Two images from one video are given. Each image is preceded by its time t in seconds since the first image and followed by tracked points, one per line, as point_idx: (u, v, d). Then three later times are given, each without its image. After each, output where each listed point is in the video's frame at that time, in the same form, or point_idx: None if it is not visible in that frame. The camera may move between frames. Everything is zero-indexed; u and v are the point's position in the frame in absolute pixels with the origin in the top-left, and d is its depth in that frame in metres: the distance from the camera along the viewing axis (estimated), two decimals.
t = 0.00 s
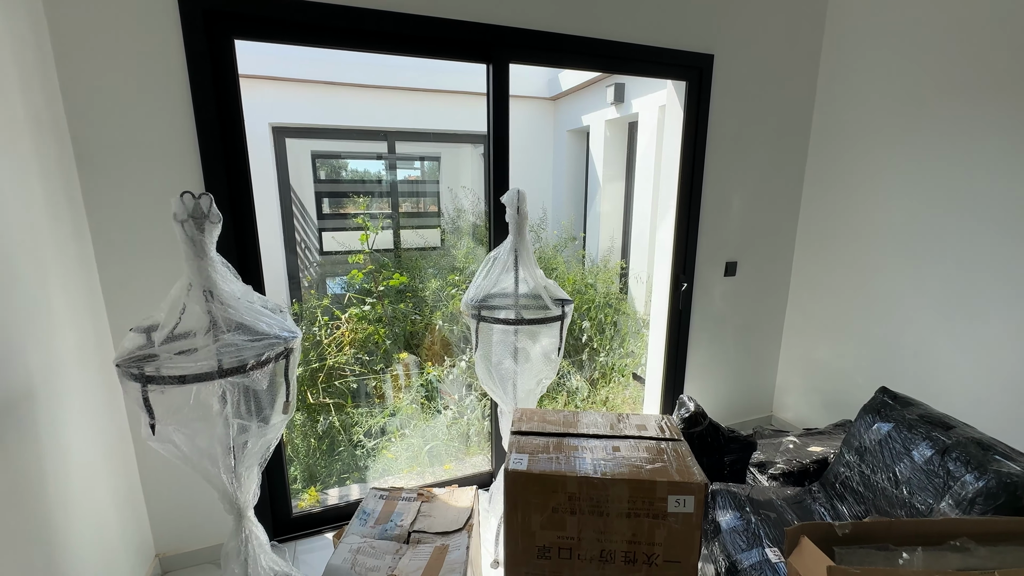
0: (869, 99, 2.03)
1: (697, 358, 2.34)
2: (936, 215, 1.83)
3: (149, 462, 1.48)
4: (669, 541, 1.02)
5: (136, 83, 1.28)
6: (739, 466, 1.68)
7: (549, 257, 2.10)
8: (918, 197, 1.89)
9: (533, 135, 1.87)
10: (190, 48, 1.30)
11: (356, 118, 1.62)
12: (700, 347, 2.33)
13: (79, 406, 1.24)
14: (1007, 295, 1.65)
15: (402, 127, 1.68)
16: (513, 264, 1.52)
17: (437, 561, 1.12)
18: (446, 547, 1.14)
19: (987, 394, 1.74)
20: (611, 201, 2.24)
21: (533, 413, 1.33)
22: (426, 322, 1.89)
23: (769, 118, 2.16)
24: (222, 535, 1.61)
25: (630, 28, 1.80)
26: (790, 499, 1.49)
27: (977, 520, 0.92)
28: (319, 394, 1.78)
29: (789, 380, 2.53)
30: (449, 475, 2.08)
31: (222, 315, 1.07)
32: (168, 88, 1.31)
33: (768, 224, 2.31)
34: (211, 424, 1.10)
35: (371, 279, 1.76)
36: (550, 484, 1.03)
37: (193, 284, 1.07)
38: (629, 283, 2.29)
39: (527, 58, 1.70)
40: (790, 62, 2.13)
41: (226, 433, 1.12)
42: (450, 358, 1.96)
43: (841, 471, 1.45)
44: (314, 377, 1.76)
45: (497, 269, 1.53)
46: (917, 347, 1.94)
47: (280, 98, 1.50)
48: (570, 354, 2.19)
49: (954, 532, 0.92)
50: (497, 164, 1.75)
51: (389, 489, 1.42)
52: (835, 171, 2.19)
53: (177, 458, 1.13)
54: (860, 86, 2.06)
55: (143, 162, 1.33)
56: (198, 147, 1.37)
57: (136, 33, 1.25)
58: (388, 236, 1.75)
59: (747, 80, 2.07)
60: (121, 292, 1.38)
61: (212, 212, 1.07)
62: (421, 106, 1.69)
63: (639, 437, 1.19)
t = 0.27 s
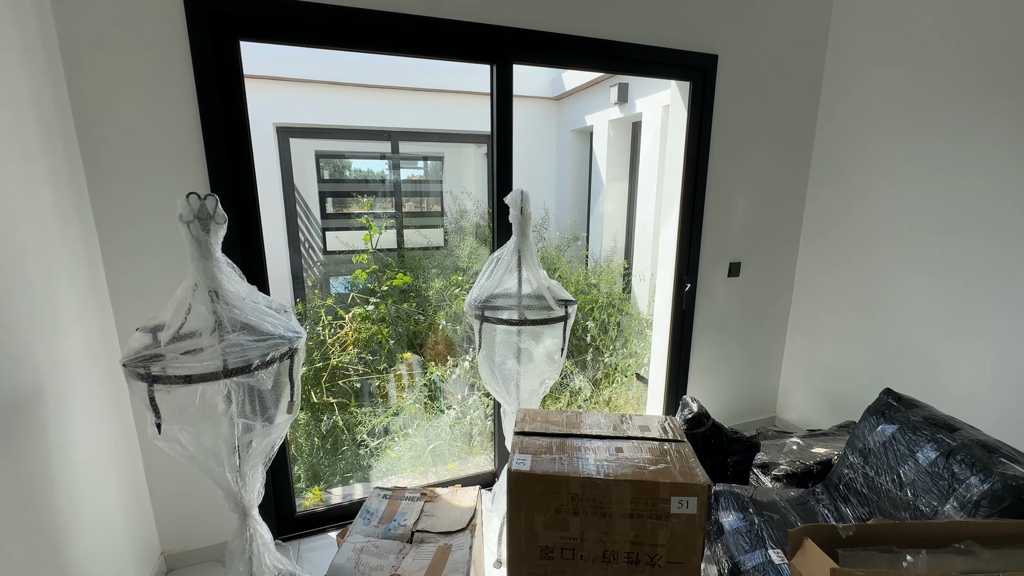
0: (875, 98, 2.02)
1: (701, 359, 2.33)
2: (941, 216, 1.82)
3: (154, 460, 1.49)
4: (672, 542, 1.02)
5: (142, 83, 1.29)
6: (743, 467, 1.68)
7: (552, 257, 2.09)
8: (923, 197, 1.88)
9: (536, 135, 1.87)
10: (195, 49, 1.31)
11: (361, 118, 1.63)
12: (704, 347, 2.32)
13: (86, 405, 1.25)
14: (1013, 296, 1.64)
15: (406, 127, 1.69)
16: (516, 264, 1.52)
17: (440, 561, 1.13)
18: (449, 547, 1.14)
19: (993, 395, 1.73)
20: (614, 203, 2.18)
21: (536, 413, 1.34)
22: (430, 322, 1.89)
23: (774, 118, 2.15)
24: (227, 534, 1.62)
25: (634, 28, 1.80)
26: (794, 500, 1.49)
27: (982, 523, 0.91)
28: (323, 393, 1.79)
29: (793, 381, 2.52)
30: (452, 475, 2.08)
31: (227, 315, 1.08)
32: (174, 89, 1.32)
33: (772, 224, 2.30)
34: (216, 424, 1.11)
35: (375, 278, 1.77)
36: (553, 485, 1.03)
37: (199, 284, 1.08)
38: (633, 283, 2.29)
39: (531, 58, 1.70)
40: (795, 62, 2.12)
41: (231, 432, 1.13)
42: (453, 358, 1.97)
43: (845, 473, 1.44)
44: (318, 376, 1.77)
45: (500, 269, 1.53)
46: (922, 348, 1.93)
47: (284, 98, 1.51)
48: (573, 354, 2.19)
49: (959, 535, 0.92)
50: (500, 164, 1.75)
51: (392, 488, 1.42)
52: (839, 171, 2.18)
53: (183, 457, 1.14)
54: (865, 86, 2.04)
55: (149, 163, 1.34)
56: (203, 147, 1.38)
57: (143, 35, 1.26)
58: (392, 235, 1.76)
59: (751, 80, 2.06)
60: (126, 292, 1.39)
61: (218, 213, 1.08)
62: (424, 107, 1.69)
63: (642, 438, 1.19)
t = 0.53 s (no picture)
0: (878, 97, 2.00)
1: (703, 358, 2.32)
2: (946, 215, 1.81)
3: (156, 457, 1.50)
4: (672, 541, 1.02)
5: (145, 81, 1.29)
6: (744, 467, 1.67)
7: (553, 256, 2.09)
8: (927, 196, 1.86)
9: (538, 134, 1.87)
10: (198, 47, 1.31)
11: (363, 117, 1.63)
12: (705, 347, 2.31)
13: (87, 402, 1.25)
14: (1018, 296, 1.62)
15: (408, 126, 1.68)
16: (517, 263, 1.52)
17: (440, 559, 1.12)
18: (449, 544, 1.14)
19: (997, 396, 1.71)
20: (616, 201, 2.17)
21: (536, 412, 1.33)
22: (431, 321, 1.89)
23: (777, 117, 2.14)
24: (227, 531, 1.63)
25: (636, 26, 1.79)
26: (795, 500, 1.48)
27: (985, 522, 0.90)
28: (325, 391, 1.79)
29: (796, 381, 2.50)
30: (453, 474, 2.08)
31: (228, 312, 1.08)
32: (177, 88, 1.32)
33: (775, 224, 2.29)
34: (216, 420, 1.11)
35: (376, 277, 1.77)
36: (552, 483, 1.03)
37: (199, 281, 1.08)
38: (634, 283, 2.28)
39: (533, 57, 1.70)
40: (798, 60, 2.11)
41: (231, 429, 1.13)
42: (454, 356, 1.97)
43: (848, 473, 1.43)
44: (320, 374, 1.77)
45: (501, 267, 1.53)
46: (926, 348, 1.91)
47: (287, 97, 1.51)
48: (574, 354, 2.19)
49: (962, 535, 0.91)
50: (502, 163, 1.75)
51: (392, 486, 1.42)
52: (843, 170, 2.16)
53: (183, 453, 1.14)
54: (869, 85, 2.03)
55: (151, 161, 1.34)
56: (205, 145, 1.38)
57: (145, 33, 1.27)
58: (394, 234, 1.76)
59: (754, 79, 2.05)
60: (128, 289, 1.39)
61: (218, 210, 1.08)
62: (426, 105, 1.69)
63: (642, 436, 1.19)
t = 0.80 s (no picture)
0: (884, 95, 1.99)
1: (706, 357, 2.31)
2: (952, 213, 1.79)
3: (159, 454, 1.50)
4: (675, 539, 1.01)
5: (147, 79, 1.29)
6: (748, 467, 1.66)
7: (556, 255, 2.08)
8: (933, 195, 1.84)
9: (541, 132, 1.86)
10: (201, 44, 1.31)
11: (366, 116, 1.63)
12: (709, 346, 2.30)
13: (90, 398, 1.25)
14: None
15: (411, 124, 1.68)
16: (520, 260, 1.51)
17: (442, 556, 1.12)
18: (451, 542, 1.14)
19: (1004, 396, 1.69)
20: (620, 200, 2.17)
21: (539, 409, 1.33)
22: (433, 319, 1.89)
23: (781, 115, 2.13)
24: (229, 528, 1.63)
25: (639, 23, 1.79)
26: (800, 499, 1.47)
27: (992, 522, 0.89)
28: (327, 389, 1.80)
29: (800, 380, 2.49)
30: (455, 472, 2.08)
31: (230, 309, 1.08)
32: (180, 85, 1.32)
33: (779, 222, 2.27)
34: (219, 417, 1.11)
35: (379, 276, 1.77)
36: (555, 480, 1.02)
37: (202, 277, 1.08)
38: (637, 282, 2.27)
39: (536, 55, 1.69)
40: (803, 58, 2.10)
41: (233, 425, 1.13)
42: (456, 355, 1.96)
43: (853, 472, 1.42)
44: (322, 372, 1.77)
45: (504, 265, 1.53)
46: (931, 348, 1.90)
47: (290, 95, 1.51)
48: (577, 352, 2.18)
49: (969, 535, 0.90)
50: (505, 161, 1.74)
51: (395, 484, 1.42)
52: (848, 168, 2.15)
53: (186, 449, 1.14)
54: (875, 82, 2.02)
55: (153, 158, 1.34)
56: (208, 142, 1.38)
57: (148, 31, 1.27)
58: (397, 233, 1.76)
59: (758, 76, 2.04)
60: (131, 286, 1.39)
61: (221, 206, 1.08)
62: (429, 103, 1.69)
63: (646, 435, 1.18)
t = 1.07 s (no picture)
0: (891, 93, 1.97)
1: (710, 358, 2.30)
2: (959, 213, 1.77)
3: (162, 454, 1.50)
4: (680, 542, 1.00)
5: (151, 79, 1.30)
6: (753, 468, 1.65)
7: (559, 255, 2.08)
8: (940, 194, 1.83)
9: (544, 132, 1.86)
10: (204, 45, 1.31)
11: (369, 116, 1.62)
12: (713, 346, 2.29)
13: (94, 398, 1.26)
14: None
15: (414, 124, 1.68)
16: (523, 260, 1.51)
17: (444, 558, 1.12)
18: (453, 544, 1.14)
19: (1012, 398, 1.67)
20: (624, 199, 2.18)
21: (543, 410, 1.32)
22: (436, 319, 1.88)
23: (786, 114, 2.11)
24: (232, 527, 1.63)
25: (643, 22, 1.78)
26: (805, 501, 1.46)
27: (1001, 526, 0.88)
28: (330, 389, 1.80)
29: (805, 381, 2.47)
30: (458, 473, 2.07)
31: (233, 309, 1.08)
32: (183, 85, 1.33)
33: (784, 222, 2.26)
34: (222, 417, 1.11)
35: (382, 276, 1.77)
36: (559, 482, 1.02)
37: (205, 278, 1.08)
38: (641, 282, 2.26)
39: (540, 54, 1.68)
40: (808, 56, 2.08)
41: (236, 425, 1.13)
42: (459, 355, 1.96)
43: (859, 474, 1.41)
44: (325, 372, 1.77)
45: (507, 265, 1.52)
46: (938, 349, 1.88)
47: (293, 95, 1.51)
48: (580, 353, 2.17)
49: (978, 539, 0.88)
50: (509, 161, 1.74)
51: (397, 485, 1.42)
52: (854, 168, 2.13)
53: (190, 449, 1.14)
54: (881, 81, 2.00)
55: (157, 158, 1.35)
56: (211, 142, 1.38)
57: (152, 31, 1.27)
58: (400, 233, 1.75)
59: (763, 75, 2.02)
60: (134, 286, 1.40)
61: (224, 206, 1.08)
62: (432, 103, 1.69)
63: (650, 436, 1.17)
